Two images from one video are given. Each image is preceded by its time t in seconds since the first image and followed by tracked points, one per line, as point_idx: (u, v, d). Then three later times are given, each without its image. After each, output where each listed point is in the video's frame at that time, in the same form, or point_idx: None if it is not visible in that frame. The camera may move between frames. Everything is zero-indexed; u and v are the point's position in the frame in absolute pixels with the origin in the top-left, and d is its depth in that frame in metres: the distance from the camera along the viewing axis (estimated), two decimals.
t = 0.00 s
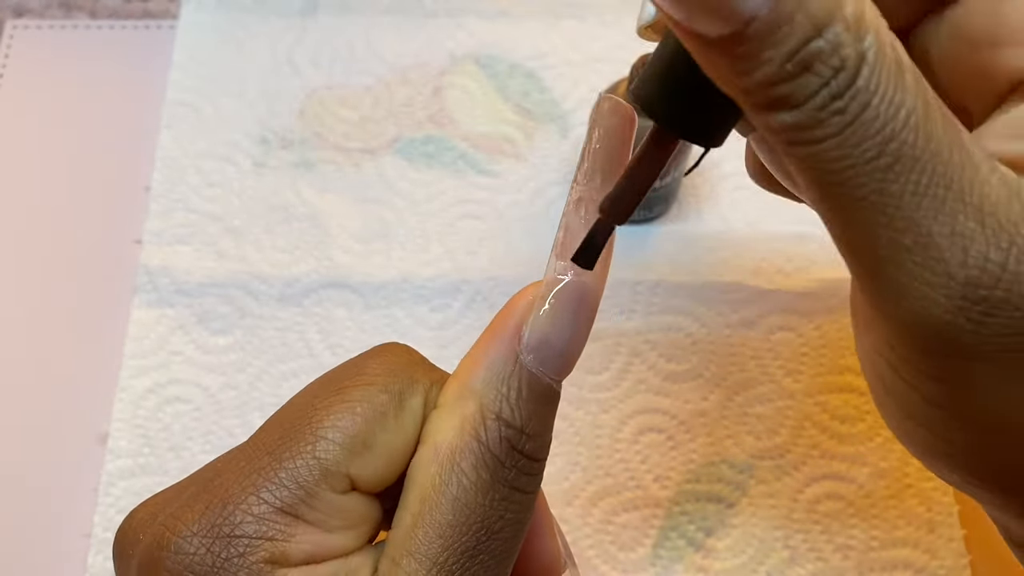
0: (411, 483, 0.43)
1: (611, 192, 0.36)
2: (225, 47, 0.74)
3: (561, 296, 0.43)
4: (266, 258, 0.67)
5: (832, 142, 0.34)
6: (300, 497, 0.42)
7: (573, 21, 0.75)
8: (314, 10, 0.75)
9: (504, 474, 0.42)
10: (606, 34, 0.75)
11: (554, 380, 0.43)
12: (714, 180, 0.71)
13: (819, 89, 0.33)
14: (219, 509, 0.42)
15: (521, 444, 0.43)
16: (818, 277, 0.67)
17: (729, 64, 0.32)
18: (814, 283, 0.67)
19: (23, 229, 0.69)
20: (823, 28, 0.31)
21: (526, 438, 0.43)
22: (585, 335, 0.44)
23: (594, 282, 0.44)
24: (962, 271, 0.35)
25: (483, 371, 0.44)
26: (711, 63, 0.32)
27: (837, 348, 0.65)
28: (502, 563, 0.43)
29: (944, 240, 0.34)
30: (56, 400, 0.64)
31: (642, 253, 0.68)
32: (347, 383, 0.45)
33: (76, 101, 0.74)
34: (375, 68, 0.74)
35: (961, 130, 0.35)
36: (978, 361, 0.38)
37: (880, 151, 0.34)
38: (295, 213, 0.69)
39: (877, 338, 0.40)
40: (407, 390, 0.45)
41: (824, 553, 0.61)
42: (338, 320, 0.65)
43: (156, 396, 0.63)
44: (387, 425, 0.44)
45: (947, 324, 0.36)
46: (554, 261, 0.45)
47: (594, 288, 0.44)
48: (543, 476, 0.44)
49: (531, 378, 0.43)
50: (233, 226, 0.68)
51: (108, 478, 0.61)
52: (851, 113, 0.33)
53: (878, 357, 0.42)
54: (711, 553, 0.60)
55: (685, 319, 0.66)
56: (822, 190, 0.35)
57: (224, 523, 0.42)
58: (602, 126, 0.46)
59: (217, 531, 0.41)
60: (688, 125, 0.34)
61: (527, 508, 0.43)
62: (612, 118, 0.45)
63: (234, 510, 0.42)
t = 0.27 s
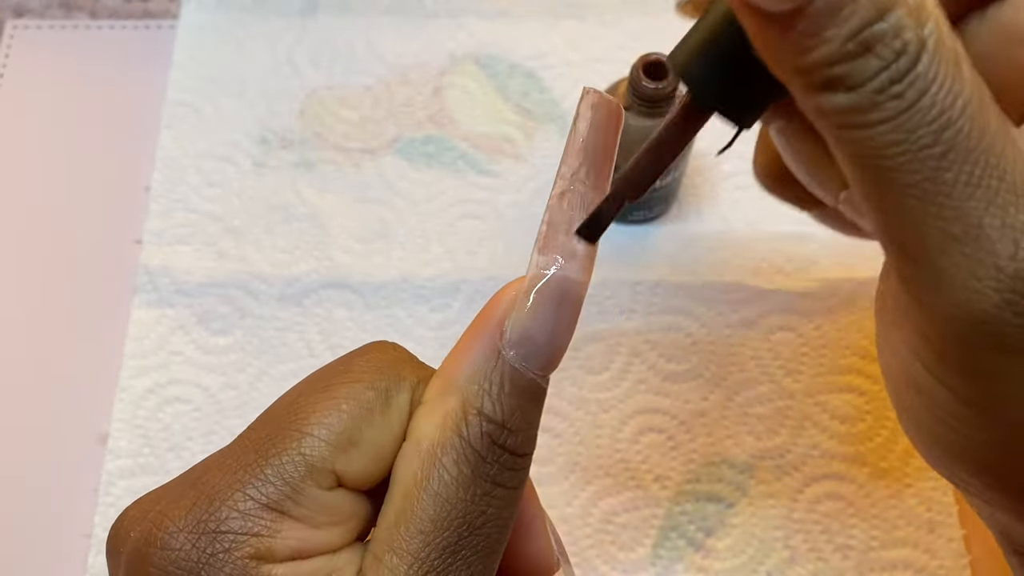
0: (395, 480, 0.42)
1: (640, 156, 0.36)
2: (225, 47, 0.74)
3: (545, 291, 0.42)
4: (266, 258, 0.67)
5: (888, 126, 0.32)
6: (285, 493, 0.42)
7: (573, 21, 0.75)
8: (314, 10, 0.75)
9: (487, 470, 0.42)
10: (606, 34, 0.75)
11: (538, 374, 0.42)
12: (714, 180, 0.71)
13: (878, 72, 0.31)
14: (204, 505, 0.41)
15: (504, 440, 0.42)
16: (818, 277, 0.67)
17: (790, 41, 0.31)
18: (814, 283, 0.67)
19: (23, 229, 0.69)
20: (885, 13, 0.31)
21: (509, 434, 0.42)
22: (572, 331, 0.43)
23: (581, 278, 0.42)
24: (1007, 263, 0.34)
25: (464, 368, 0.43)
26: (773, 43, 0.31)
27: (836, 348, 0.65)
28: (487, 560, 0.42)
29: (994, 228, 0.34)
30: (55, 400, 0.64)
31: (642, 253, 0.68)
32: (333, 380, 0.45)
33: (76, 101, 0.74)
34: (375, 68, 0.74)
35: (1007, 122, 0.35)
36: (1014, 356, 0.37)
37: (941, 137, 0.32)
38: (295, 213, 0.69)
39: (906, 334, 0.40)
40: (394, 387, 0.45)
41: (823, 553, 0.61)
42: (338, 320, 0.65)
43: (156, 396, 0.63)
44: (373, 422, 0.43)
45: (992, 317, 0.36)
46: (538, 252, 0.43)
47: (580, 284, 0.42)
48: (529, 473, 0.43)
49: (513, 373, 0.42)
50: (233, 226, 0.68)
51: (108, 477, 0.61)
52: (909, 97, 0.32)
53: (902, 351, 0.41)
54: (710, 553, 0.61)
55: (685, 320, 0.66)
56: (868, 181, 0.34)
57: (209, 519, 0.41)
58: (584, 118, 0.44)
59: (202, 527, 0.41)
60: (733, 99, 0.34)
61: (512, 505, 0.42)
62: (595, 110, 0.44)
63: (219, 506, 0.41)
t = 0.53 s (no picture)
0: (387, 480, 0.42)
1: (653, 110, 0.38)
2: (225, 47, 0.74)
3: (537, 289, 0.42)
4: (266, 258, 0.67)
5: (907, 100, 0.34)
6: (278, 492, 0.42)
7: (574, 21, 0.75)
8: (314, 10, 0.75)
9: (479, 468, 0.42)
10: (606, 33, 0.75)
11: (531, 374, 0.42)
12: (714, 180, 0.71)
13: (900, 48, 0.33)
14: (197, 504, 0.41)
15: (495, 439, 0.42)
16: (818, 278, 0.67)
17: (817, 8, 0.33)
18: (814, 283, 0.67)
19: (23, 229, 0.69)
20: None
21: (501, 432, 0.42)
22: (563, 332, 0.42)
23: (575, 272, 0.42)
24: (1009, 246, 0.36)
25: (456, 367, 0.43)
26: (797, 6, 0.33)
27: (836, 348, 0.65)
28: (480, 559, 0.41)
29: (998, 211, 0.35)
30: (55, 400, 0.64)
31: (642, 253, 0.68)
32: (327, 379, 0.44)
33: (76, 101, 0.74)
34: (375, 67, 0.74)
35: None
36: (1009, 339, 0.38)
37: (950, 114, 0.34)
38: (295, 213, 0.69)
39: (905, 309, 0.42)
40: (387, 386, 0.44)
41: (823, 553, 0.61)
42: (338, 320, 0.65)
43: (156, 396, 0.63)
44: (366, 421, 0.43)
45: (989, 296, 0.37)
46: (532, 250, 0.43)
47: (573, 280, 0.42)
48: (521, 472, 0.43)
49: (504, 373, 0.42)
50: (233, 226, 0.68)
51: (108, 478, 0.61)
52: (926, 75, 0.34)
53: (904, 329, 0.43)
54: (710, 553, 0.61)
55: (685, 320, 0.66)
56: (877, 153, 0.36)
57: (202, 519, 0.41)
58: (576, 117, 0.46)
59: (195, 527, 0.41)
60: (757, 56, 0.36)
61: (505, 503, 0.42)
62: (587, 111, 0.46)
63: (211, 506, 0.41)
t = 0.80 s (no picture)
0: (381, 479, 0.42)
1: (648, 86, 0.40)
2: (225, 47, 0.74)
3: (529, 288, 0.41)
4: (266, 259, 0.67)
5: (903, 83, 0.36)
6: (273, 491, 0.42)
7: (574, 21, 0.75)
8: (314, 10, 0.75)
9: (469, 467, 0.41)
10: (606, 34, 0.75)
11: (524, 372, 0.42)
12: (714, 180, 0.71)
13: (898, 33, 0.35)
14: (192, 503, 0.41)
15: (486, 437, 0.42)
16: (818, 278, 0.67)
17: None
18: (814, 284, 0.67)
19: (23, 229, 0.69)
20: None
21: (492, 430, 0.42)
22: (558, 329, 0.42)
23: (567, 275, 0.41)
24: (997, 228, 0.37)
25: (447, 366, 0.43)
26: None
27: (836, 348, 0.65)
28: (473, 557, 0.41)
29: (987, 194, 0.37)
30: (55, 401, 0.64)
31: (642, 253, 0.68)
32: (324, 379, 0.44)
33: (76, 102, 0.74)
34: (375, 67, 0.74)
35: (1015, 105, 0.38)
36: (994, 320, 0.40)
37: (946, 104, 0.36)
38: (295, 213, 0.69)
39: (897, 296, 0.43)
40: (383, 385, 0.44)
41: (823, 554, 0.61)
42: (338, 320, 0.65)
43: (157, 396, 0.63)
44: (362, 420, 0.43)
45: (977, 278, 0.38)
46: (521, 250, 0.42)
47: (566, 281, 0.41)
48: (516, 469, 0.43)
49: (496, 371, 0.42)
50: (233, 226, 0.68)
51: (109, 478, 0.61)
52: (922, 60, 0.35)
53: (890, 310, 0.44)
54: (711, 553, 0.61)
55: (685, 320, 0.66)
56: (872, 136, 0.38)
57: (197, 517, 0.41)
58: (568, 115, 0.45)
59: (189, 525, 0.41)
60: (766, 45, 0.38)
61: (498, 501, 0.42)
62: (581, 111, 0.45)
63: (206, 504, 0.41)
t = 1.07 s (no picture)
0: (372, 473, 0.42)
1: (609, 153, 0.36)
2: (224, 46, 0.74)
3: (518, 282, 0.40)
4: (266, 259, 0.67)
5: (859, 133, 0.34)
6: (268, 485, 0.42)
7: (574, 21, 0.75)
8: (314, 10, 0.75)
9: (457, 461, 0.41)
10: (606, 34, 0.75)
11: (514, 368, 0.41)
12: (714, 180, 0.71)
13: (849, 85, 0.34)
14: (188, 497, 0.41)
15: (474, 432, 0.41)
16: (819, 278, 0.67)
17: (769, 52, 0.33)
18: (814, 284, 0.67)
19: (23, 229, 0.69)
20: (860, 33, 0.33)
21: (480, 425, 0.41)
22: (550, 323, 0.40)
23: (558, 270, 0.40)
24: (963, 261, 0.36)
25: (438, 360, 0.42)
26: (753, 47, 0.33)
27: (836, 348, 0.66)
28: (461, 550, 0.41)
29: (949, 232, 0.36)
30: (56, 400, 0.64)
31: (642, 253, 0.68)
32: (319, 376, 0.45)
33: (76, 101, 0.74)
34: (375, 68, 0.74)
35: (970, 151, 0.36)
36: (966, 358, 0.38)
37: (903, 147, 0.35)
38: (295, 213, 0.69)
39: (868, 343, 0.41)
40: (377, 382, 0.44)
41: (823, 553, 0.61)
42: (338, 321, 0.65)
43: (157, 396, 0.63)
44: (357, 416, 0.43)
45: (948, 314, 0.37)
46: (511, 244, 0.40)
47: (558, 275, 0.40)
48: (507, 463, 0.42)
49: (484, 368, 0.41)
50: (233, 226, 0.68)
51: (109, 478, 0.61)
52: (876, 108, 0.34)
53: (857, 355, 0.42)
54: (711, 553, 0.61)
55: (685, 320, 0.66)
56: (834, 189, 0.36)
57: (193, 510, 0.41)
58: (562, 111, 0.43)
59: (185, 518, 0.41)
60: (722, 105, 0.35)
61: (487, 494, 0.42)
62: (575, 107, 0.43)
63: (202, 498, 0.41)
